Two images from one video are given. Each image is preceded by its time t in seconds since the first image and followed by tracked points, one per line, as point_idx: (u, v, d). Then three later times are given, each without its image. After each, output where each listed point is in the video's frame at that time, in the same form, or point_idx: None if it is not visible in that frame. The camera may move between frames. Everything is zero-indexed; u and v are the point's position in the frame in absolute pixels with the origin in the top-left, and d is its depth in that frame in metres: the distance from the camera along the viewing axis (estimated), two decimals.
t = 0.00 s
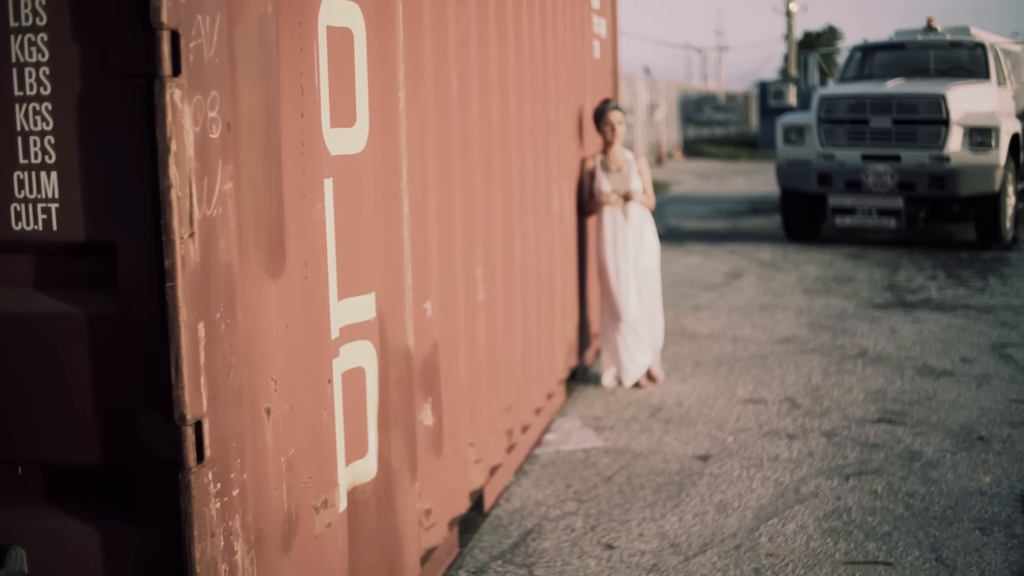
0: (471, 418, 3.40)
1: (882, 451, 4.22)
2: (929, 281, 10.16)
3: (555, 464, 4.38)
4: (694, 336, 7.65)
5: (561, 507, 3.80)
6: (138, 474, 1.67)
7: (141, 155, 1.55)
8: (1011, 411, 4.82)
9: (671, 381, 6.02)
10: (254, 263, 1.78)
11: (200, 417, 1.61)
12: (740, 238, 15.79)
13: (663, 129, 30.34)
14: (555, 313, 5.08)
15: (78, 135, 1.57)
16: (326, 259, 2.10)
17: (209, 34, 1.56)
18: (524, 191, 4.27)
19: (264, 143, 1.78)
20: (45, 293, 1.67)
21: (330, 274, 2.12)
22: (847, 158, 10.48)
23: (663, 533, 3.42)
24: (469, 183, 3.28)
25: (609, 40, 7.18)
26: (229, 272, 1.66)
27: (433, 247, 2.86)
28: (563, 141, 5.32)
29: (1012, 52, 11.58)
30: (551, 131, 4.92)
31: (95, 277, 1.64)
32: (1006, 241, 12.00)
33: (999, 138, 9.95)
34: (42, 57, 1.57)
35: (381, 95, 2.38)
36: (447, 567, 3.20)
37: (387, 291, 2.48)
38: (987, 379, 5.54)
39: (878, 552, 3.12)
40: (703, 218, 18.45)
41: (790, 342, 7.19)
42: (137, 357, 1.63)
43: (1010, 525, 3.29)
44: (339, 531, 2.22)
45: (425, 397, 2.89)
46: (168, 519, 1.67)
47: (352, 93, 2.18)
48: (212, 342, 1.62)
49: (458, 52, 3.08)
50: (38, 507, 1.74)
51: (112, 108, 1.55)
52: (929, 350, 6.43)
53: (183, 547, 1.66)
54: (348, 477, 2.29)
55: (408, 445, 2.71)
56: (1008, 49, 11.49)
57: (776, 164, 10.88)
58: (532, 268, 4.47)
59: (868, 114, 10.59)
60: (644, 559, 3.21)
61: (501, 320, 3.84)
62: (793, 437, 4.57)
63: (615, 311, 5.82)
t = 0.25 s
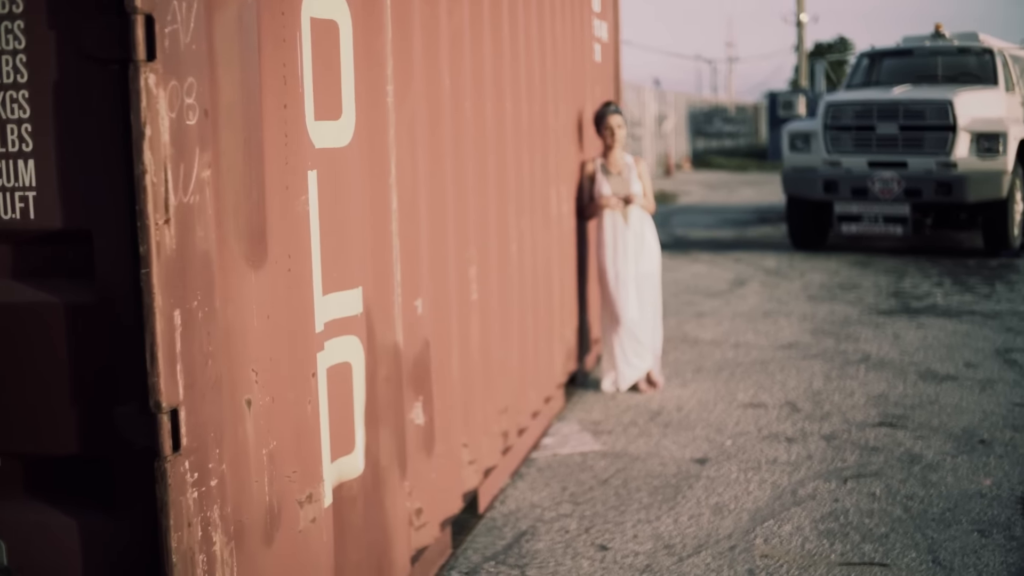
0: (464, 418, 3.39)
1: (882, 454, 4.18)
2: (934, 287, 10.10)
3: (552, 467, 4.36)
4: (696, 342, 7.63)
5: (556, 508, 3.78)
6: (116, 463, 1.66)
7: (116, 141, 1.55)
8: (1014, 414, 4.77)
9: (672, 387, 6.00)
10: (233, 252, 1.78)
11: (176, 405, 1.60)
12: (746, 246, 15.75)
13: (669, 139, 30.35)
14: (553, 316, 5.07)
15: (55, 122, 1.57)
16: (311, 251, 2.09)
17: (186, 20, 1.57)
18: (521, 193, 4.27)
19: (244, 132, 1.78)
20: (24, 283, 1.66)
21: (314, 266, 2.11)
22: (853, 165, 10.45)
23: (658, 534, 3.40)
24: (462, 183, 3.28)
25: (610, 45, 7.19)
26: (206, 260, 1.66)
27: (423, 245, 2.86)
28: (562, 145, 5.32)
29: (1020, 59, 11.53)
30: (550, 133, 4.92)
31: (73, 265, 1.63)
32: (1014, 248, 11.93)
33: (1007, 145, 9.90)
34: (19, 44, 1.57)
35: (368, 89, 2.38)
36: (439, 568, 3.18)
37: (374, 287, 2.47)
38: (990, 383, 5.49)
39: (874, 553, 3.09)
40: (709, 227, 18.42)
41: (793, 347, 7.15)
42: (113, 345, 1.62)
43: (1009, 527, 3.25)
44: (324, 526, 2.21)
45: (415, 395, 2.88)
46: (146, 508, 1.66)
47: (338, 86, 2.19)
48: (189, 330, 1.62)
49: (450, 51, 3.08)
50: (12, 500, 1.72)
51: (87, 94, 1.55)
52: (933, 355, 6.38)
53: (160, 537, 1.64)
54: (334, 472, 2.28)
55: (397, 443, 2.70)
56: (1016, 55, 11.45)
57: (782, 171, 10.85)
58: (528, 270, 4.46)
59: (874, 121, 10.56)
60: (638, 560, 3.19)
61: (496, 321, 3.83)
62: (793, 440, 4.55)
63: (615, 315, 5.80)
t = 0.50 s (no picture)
0: (457, 419, 3.37)
1: (882, 458, 4.14)
2: (940, 294, 10.03)
3: (548, 471, 4.34)
4: (698, 348, 7.59)
5: (551, 511, 3.77)
6: (91, 454, 1.64)
7: (90, 127, 1.55)
8: (1018, 419, 4.72)
9: (672, 392, 5.96)
10: (214, 243, 1.77)
11: (151, 395, 1.59)
12: (752, 255, 15.72)
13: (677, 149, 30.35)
14: (551, 319, 5.05)
15: (29, 109, 1.57)
16: (294, 245, 2.08)
17: (162, 7, 1.58)
18: (518, 194, 4.27)
19: (223, 121, 1.78)
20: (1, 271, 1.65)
21: (298, 260, 2.10)
22: (860, 173, 10.41)
23: (652, 536, 3.38)
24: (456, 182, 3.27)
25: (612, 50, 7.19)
26: (184, 249, 1.65)
27: (414, 242, 2.85)
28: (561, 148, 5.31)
29: None
30: (548, 135, 4.91)
31: (48, 253, 1.62)
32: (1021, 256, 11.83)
33: (1015, 151, 9.83)
34: None
35: (356, 84, 2.38)
36: (431, 570, 3.16)
37: (362, 283, 2.46)
38: (994, 389, 5.43)
39: (870, 555, 3.06)
40: (715, 237, 18.39)
41: (796, 353, 7.10)
42: (88, 332, 1.61)
43: (1008, 530, 3.21)
44: (308, 522, 2.19)
45: (406, 394, 2.87)
46: (123, 499, 1.64)
47: (323, 80, 2.19)
48: (165, 320, 1.61)
49: (443, 50, 3.09)
50: None
51: (62, 81, 1.55)
52: (937, 360, 6.32)
53: (135, 528, 1.62)
54: (320, 469, 2.26)
55: (386, 441, 2.68)
56: None
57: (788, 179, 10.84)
58: (525, 272, 4.43)
59: (880, 128, 10.51)
60: (631, 561, 3.18)
61: (492, 322, 3.81)
62: (792, 444, 4.52)
63: (615, 318, 5.77)
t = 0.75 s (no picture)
0: (450, 421, 3.35)
1: (882, 463, 4.10)
2: (946, 302, 9.96)
3: (544, 475, 4.31)
4: (700, 355, 7.55)
5: (545, 515, 3.75)
6: (65, 446, 1.62)
7: (62, 115, 1.55)
8: (1021, 424, 4.65)
9: (673, 398, 5.92)
10: (191, 234, 1.76)
11: (125, 385, 1.58)
12: (757, 264, 15.68)
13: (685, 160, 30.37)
14: (550, 323, 5.03)
15: None
16: (277, 239, 2.07)
17: None
18: (515, 196, 4.25)
19: (201, 110, 1.78)
20: None
21: (281, 254, 2.09)
22: (866, 181, 10.37)
23: (646, 539, 3.39)
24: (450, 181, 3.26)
25: (613, 56, 7.18)
26: (160, 238, 1.64)
27: (404, 241, 2.83)
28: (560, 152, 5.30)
29: None
30: (546, 138, 4.91)
31: (21, 239, 1.58)
32: None
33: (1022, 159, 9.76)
34: None
35: (344, 78, 2.37)
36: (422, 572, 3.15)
37: (349, 279, 2.45)
38: (998, 394, 5.36)
39: (866, 559, 3.04)
40: (721, 246, 18.36)
41: (799, 359, 7.04)
42: (62, 321, 1.59)
43: (1008, 533, 3.17)
44: (291, 520, 2.16)
45: (396, 394, 2.85)
46: (94, 491, 1.62)
47: (308, 73, 2.18)
48: (139, 310, 1.60)
49: (436, 49, 3.08)
50: None
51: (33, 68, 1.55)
52: (940, 367, 6.26)
53: (107, 520, 1.60)
54: (303, 467, 2.24)
55: (375, 440, 2.66)
56: None
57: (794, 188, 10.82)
58: (522, 275, 4.41)
59: (887, 136, 10.46)
60: (624, 563, 3.18)
61: (487, 324, 3.79)
62: (791, 449, 4.48)
63: (615, 323, 5.74)
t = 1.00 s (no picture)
0: (442, 423, 3.33)
1: (881, 468, 4.05)
2: (952, 310, 9.89)
3: (540, 481, 4.27)
4: (702, 362, 7.50)
5: (539, 519, 3.73)
6: (35, 439, 1.60)
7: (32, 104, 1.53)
8: None
9: (673, 404, 5.88)
10: (168, 226, 1.75)
11: (95, 375, 1.57)
12: (763, 273, 15.61)
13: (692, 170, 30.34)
14: (547, 328, 5.00)
15: None
16: (258, 234, 2.06)
17: None
18: (511, 199, 4.24)
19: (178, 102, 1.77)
20: None
21: (262, 249, 2.07)
22: (872, 190, 10.32)
23: (640, 543, 3.36)
24: (442, 181, 3.25)
25: (615, 62, 7.18)
26: (134, 229, 1.63)
27: (393, 240, 2.82)
28: (559, 157, 5.29)
29: None
30: (544, 142, 4.89)
31: None
32: None
33: None
34: None
35: (330, 75, 2.36)
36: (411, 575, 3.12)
37: (335, 277, 2.43)
38: (1002, 401, 5.30)
39: (862, 563, 3.00)
40: (728, 256, 18.30)
41: (801, 366, 6.99)
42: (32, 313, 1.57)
43: (1007, 538, 3.12)
44: (272, 518, 2.14)
45: (384, 394, 2.83)
46: (63, 485, 1.59)
47: (292, 69, 2.18)
48: (110, 299, 1.59)
49: (427, 49, 3.07)
50: None
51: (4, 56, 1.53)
52: (944, 374, 6.20)
53: (76, 512, 1.58)
54: (286, 466, 2.23)
55: (361, 440, 2.64)
56: None
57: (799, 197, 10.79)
58: (518, 278, 4.38)
59: (893, 144, 10.41)
60: (616, 567, 3.15)
61: (482, 326, 3.77)
62: (790, 455, 4.44)
63: (615, 328, 5.71)
